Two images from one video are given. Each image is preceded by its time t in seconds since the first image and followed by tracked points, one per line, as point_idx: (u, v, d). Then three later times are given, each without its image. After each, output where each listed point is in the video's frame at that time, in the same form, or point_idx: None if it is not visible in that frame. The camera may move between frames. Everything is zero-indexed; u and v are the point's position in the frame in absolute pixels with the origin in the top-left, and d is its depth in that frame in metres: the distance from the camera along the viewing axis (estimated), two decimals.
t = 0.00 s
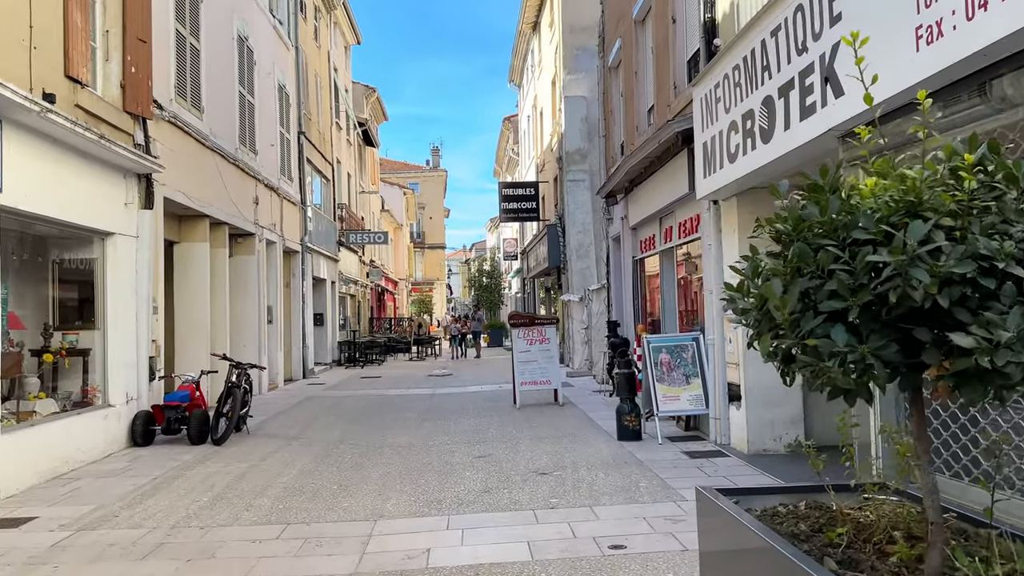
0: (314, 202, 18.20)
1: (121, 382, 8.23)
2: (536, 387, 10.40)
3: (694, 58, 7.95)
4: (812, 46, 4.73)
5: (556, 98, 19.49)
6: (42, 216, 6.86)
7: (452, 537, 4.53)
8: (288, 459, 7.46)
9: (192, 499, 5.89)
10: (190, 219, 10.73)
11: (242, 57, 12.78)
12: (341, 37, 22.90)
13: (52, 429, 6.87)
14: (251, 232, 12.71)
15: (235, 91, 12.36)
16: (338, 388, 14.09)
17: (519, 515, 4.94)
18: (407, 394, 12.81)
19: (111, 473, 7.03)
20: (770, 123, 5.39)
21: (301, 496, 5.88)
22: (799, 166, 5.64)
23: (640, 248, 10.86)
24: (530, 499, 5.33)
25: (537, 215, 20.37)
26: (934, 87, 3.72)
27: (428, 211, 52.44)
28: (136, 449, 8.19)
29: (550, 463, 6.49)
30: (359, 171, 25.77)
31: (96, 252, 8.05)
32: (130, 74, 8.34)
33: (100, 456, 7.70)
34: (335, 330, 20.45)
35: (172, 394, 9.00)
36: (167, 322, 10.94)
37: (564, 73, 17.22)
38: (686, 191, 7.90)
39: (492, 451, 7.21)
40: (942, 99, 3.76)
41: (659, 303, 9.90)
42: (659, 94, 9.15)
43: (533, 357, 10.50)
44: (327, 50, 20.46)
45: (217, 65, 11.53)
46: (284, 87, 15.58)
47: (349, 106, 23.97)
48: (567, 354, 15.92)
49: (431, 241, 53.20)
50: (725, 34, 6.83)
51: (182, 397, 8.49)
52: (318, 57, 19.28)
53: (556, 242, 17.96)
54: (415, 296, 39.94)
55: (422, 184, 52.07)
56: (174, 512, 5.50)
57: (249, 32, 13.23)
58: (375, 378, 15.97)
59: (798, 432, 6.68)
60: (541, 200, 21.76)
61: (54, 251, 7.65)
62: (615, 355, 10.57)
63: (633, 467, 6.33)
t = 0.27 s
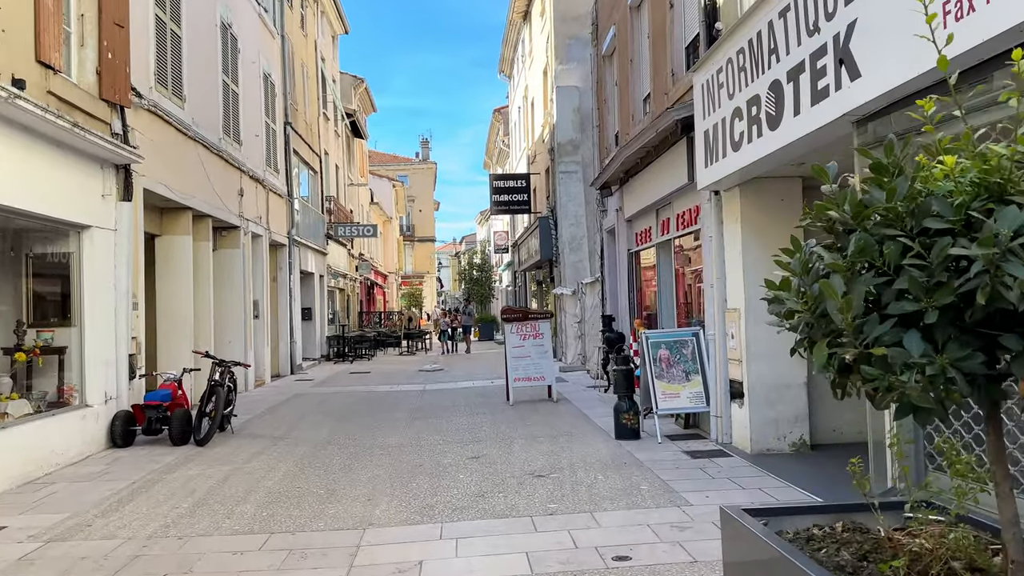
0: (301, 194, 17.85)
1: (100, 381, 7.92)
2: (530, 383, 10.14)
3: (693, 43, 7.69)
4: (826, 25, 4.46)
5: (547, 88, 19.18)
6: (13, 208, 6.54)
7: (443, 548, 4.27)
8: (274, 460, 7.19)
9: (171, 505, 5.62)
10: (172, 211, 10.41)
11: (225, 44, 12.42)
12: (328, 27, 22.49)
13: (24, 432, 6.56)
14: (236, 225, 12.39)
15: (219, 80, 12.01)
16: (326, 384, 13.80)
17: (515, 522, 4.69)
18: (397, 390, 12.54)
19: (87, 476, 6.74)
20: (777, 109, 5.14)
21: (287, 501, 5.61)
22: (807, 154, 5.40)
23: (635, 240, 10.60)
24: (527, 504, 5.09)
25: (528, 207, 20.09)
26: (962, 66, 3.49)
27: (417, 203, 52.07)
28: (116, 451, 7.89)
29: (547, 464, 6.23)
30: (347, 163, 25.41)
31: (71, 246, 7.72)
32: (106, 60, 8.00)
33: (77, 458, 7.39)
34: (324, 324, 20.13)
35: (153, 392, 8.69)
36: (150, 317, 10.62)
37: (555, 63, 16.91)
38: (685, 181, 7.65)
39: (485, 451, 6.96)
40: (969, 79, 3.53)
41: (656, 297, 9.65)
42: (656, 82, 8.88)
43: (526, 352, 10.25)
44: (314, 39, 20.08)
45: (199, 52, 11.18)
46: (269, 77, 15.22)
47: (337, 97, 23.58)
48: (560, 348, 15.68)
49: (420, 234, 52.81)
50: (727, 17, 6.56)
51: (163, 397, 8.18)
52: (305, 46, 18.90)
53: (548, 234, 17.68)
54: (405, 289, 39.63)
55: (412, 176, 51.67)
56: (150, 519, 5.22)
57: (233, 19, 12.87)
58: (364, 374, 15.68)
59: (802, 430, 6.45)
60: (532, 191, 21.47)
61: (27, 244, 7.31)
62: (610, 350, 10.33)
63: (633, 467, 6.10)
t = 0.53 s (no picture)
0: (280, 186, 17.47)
1: (65, 377, 7.57)
2: (515, 378, 9.89)
3: (683, 27, 7.45)
4: None
5: (531, 78, 18.90)
6: None
7: (424, 553, 4.01)
8: (248, 459, 6.88)
9: (135, 509, 5.31)
10: (144, 201, 10.04)
11: (199, 30, 12.03)
12: (308, 16, 22.07)
13: None
14: (211, 216, 12.02)
15: (192, 66, 11.63)
16: (306, 380, 13.47)
17: (500, 525, 4.43)
18: (379, 385, 12.25)
19: (49, 477, 6.41)
20: (775, 90, 4.89)
21: (259, 504, 5.32)
22: (804, 136, 5.17)
23: (622, 232, 10.37)
24: (512, 505, 4.83)
25: (512, 200, 19.81)
26: (979, 36, 3.29)
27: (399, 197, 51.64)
28: (82, 450, 7.56)
29: (533, 462, 5.98)
30: (328, 155, 25.00)
31: (34, 236, 7.36)
32: (70, 42, 7.64)
33: (40, 458, 7.06)
34: (304, 319, 19.77)
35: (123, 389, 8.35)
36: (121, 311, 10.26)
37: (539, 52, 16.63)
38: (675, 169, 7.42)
39: (469, 448, 6.70)
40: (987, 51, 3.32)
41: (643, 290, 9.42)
42: (644, 67, 8.64)
43: (511, 347, 10.00)
44: (293, 28, 19.66)
45: (172, 37, 10.80)
46: (246, 65, 14.83)
47: (317, 88, 23.17)
48: (545, 342, 15.45)
49: (403, 228, 52.38)
50: None
51: (132, 394, 7.83)
52: (283, 35, 18.50)
53: (532, 227, 17.42)
54: (388, 284, 39.24)
55: (394, 170, 51.22)
56: (113, 524, 4.92)
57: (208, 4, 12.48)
58: (345, 369, 15.36)
59: (797, 425, 6.23)
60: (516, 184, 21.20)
61: None
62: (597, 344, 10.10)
63: (622, 465, 5.86)
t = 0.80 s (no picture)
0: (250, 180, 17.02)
1: (16, 381, 7.15)
2: (492, 378, 9.61)
3: (666, 16, 7.20)
4: None
5: (508, 72, 18.59)
6: None
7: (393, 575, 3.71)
8: (210, 468, 6.53)
9: (85, 524, 4.96)
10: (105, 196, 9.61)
11: (163, 17, 11.57)
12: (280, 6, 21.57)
13: None
14: (177, 211, 11.60)
15: (156, 55, 11.19)
16: (276, 381, 13.08)
17: (476, 542, 4.15)
18: (352, 386, 11.90)
19: None
20: (766, 78, 4.65)
21: (218, 518, 4.98)
22: (796, 125, 4.92)
23: (602, 228, 10.12)
24: (489, 519, 4.54)
25: (489, 195, 19.51)
26: (994, 16, 3.02)
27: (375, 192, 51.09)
28: (35, 458, 7.15)
29: (511, 470, 5.70)
30: (300, 150, 24.51)
31: None
32: (21, 26, 7.21)
33: None
34: (276, 316, 19.32)
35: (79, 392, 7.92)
36: (80, 310, 9.82)
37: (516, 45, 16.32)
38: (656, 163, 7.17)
39: (444, 454, 6.40)
40: (1001, 34, 3.08)
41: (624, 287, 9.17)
42: (625, 59, 8.38)
43: (487, 346, 9.71)
44: (264, 19, 19.17)
45: (133, 25, 10.36)
46: (214, 55, 14.36)
47: (289, 80, 22.67)
48: (523, 341, 15.18)
49: (379, 224, 51.84)
50: None
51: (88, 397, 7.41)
52: (254, 25, 18.01)
53: (509, 223, 17.11)
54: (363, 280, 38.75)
55: (369, 165, 50.65)
56: (58, 543, 4.56)
57: None
58: (318, 368, 14.99)
59: (784, 429, 6.01)
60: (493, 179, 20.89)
61: None
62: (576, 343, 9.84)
63: (605, 472, 5.58)
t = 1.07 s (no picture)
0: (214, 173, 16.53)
1: None
2: (464, 375, 9.33)
3: (643, 2, 6.98)
4: None
5: (480, 63, 18.27)
6: None
7: None
8: (165, 472, 6.18)
9: (25, 536, 4.59)
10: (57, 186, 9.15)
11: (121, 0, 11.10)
12: None
13: None
14: (135, 203, 11.14)
15: (114, 40, 10.73)
16: (240, 378, 12.67)
17: (448, 551, 3.87)
18: (319, 383, 11.54)
19: None
20: (752, 60, 4.44)
21: (170, 528, 4.65)
22: (783, 110, 4.71)
23: (577, 221, 9.89)
24: (461, 526, 4.27)
25: (461, 189, 19.20)
26: None
27: (345, 187, 50.43)
28: None
29: (484, 472, 5.44)
30: (267, 142, 23.97)
31: None
32: None
33: None
34: (242, 312, 18.84)
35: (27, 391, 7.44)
36: (32, 306, 9.35)
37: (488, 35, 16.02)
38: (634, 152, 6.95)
39: (413, 456, 6.12)
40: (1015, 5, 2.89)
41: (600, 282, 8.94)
42: (600, 47, 8.15)
43: (460, 343, 9.42)
44: (229, 7, 18.64)
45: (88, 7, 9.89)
46: (175, 42, 13.88)
47: (255, 71, 22.13)
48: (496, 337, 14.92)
49: (349, 219, 51.21)
50: None
51: (37, 397, 6.95)
52: (218, 13, 17.49)
53: (482, 217, 16.81)
54: (332, 276, 38.19)
55: (339, 159, 49.99)
56: None
57: None
58: (284, 365, 14.58)
59: (766, 427, 5.81)
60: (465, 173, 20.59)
61: None
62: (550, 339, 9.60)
63: (582, 474, 5.34)
